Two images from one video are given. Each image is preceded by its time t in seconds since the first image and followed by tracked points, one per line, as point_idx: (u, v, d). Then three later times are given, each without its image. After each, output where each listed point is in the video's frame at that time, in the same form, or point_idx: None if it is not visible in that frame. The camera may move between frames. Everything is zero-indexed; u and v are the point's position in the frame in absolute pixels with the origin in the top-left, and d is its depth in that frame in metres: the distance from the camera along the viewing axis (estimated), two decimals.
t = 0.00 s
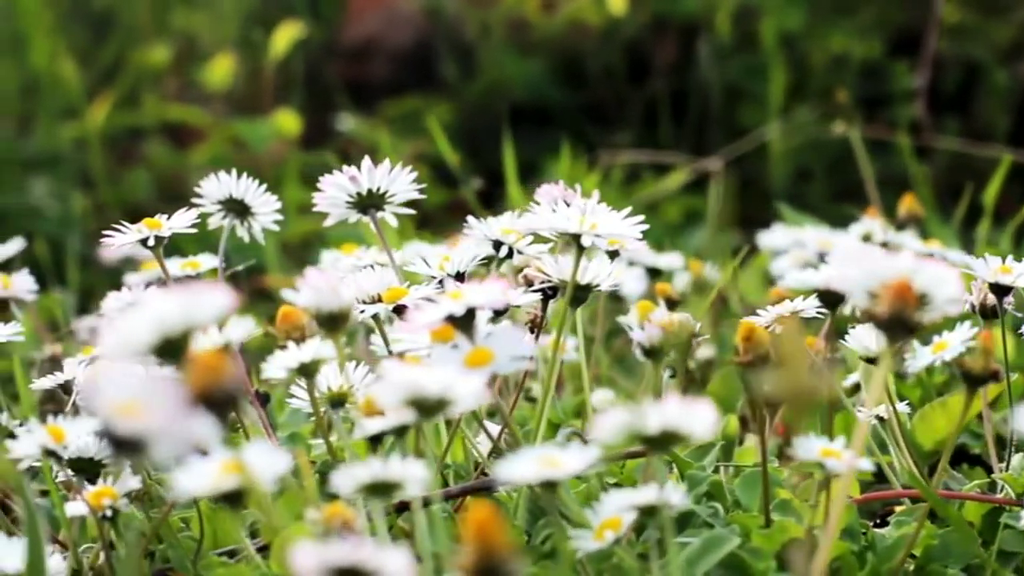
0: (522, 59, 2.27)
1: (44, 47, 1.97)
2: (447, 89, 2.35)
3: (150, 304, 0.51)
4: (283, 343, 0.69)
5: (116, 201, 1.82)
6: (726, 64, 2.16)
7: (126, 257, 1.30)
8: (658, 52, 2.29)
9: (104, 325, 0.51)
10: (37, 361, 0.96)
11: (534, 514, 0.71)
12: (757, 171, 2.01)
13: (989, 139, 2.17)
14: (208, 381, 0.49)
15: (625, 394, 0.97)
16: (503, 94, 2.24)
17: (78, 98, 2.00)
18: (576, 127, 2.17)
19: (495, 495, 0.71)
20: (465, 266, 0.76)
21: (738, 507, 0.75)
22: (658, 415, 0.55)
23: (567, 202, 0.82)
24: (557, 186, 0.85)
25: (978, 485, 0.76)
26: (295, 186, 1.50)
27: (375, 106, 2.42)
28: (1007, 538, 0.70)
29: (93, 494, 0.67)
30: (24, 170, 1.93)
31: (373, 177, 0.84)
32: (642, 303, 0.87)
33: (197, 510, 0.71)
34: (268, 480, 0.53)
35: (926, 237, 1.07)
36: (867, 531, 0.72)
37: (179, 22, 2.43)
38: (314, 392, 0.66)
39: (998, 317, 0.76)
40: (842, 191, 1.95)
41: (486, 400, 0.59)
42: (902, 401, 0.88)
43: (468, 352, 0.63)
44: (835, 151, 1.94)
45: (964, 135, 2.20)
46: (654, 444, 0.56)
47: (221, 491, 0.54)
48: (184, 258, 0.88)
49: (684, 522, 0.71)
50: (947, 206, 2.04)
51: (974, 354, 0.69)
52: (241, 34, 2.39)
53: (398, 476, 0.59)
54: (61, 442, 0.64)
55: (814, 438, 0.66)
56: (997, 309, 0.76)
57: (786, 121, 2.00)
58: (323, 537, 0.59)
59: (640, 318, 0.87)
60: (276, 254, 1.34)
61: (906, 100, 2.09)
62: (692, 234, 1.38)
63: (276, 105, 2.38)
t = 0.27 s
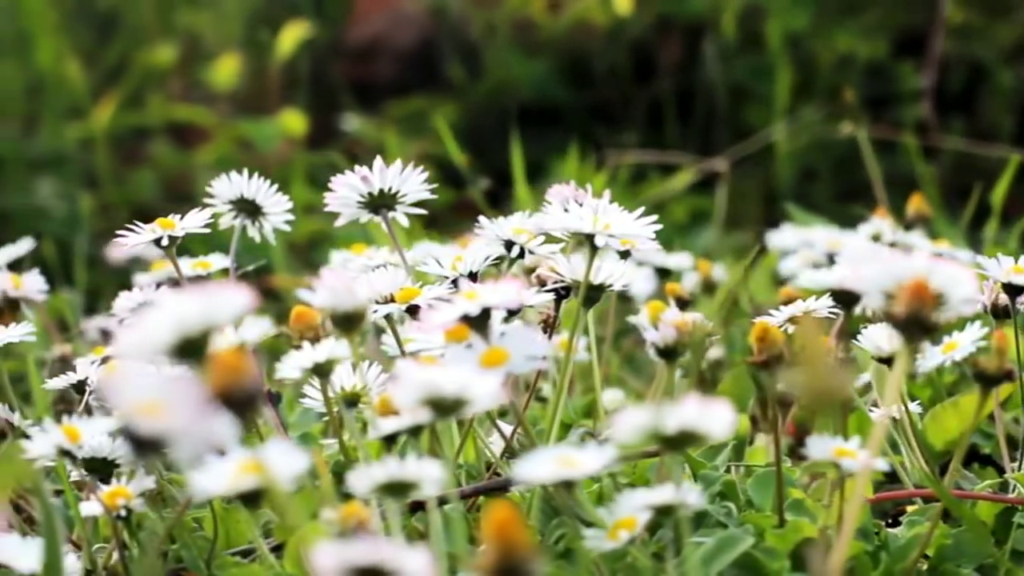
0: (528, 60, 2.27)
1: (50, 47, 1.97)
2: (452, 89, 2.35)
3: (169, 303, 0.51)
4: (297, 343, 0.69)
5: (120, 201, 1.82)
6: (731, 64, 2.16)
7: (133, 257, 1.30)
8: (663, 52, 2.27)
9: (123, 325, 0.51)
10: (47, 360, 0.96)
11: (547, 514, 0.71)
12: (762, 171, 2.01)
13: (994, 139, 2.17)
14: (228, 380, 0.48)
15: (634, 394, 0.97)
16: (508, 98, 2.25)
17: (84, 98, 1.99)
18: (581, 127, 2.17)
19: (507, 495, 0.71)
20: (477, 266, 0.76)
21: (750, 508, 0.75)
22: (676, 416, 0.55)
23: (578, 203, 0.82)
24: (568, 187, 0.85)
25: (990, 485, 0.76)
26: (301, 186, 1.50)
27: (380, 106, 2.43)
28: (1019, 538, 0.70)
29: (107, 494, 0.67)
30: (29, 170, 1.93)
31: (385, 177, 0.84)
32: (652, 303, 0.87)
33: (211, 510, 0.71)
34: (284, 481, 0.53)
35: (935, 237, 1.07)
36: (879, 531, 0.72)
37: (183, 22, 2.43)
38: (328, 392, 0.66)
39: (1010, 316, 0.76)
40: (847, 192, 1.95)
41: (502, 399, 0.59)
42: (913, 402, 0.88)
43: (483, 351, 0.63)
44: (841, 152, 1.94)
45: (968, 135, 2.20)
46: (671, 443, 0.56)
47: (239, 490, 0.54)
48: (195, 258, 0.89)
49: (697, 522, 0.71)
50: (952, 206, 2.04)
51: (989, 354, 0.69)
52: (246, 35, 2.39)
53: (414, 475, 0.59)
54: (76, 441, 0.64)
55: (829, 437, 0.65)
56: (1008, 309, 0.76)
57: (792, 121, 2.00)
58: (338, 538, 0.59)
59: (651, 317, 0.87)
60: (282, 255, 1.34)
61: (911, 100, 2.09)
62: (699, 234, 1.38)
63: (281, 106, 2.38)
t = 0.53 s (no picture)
0: (532, 60, 2.27)
1: (55, 48, 1.97)
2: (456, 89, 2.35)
3: (189, 304, 0.51)
4: (312, 343, 0.69)
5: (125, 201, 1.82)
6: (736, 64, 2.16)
7: (140, 256, 1.30)
8: (668, 51, 2.29)
9: (143, 325, 0.51)
10: (57, 360, 0.96)
11: (561, 514, 0.71)
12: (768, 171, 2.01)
13: (998, 139, 2.17)
14: (249, 380, 0.49)
15: (644, 394, 0.97)
16: (517, 93, 2.26)
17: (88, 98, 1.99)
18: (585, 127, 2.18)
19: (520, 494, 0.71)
20: (489, 266, 0.76)
21: (763, 507, 0.75)
22: (694, 415, 0.56)
23: (589, 203, 0.82)
24: (579, 187, 0.85)
25: (1003, 485, 0.76)
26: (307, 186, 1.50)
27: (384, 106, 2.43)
28: None
29: (121, 494, 0.67)
30: (34, 169, 1.93)
31: (396, 177, 0.84)
32: (663, 303, 0.88)
33: (225, 509, 0.71)
34: (306, 481, 0.53)
35: (943, 237, 1.07)
36: (892, 531, 0.72)
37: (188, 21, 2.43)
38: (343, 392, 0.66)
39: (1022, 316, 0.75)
40: (853, 192, 1.95)
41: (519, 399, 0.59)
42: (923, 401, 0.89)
43: (498, 351, 0.63)
44: (846, 152, 1.94)
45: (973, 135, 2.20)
46: (689, 442, 0.56)
47: (258, 490, 0.54)
48: (206, 257, 0.89)
49: (710, 521, 0.71)
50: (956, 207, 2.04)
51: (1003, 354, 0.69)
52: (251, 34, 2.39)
53: (431, 475, 0.59)
54: (91, 441, 0.65)
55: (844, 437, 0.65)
56: (1021, 308, 0.76)
57: (797, 121, 2.00)
58: (354, 538, 0.59)
59: (662, 317, 0.87)
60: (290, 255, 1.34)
61: (916, 100, 2.09)
62: (705, 234, 1.38)
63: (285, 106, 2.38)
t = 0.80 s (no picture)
0: (538, 60, 2.27)
1: (60, 48, 1.96)
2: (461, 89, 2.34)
3: (210, 303, 0.51)
4: (327, 343, 0.69)
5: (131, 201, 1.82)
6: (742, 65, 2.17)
7: (149, 256, 1.30)
8: (674, 50, 2.29)
9: (164, 324, 0.51)
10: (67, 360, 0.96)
11: (576, 514, 0.71)
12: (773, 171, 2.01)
13: (1003, 139, 2.17)
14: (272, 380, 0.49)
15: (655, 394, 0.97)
16: (522, 94, 2.26)
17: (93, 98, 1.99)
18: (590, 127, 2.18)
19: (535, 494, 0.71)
20: (504, 266, 0.76)
21: (777, 507, 0.75)
22: (713, 415, 0.55)
23: (602, 203, 0.82)
24: (591, 187, 0.86)
25: (1016, 485, 0.76)
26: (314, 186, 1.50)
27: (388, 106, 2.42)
28: None
29: (137, 494, 0.67)
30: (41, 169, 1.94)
31: (409, 177, 0.84)
32: (675, 303, 0.88)
33: (239, 509, 0.71)
34: (326, 480, 0.54)
35: (952, 237, 1.07)
36: (906, 531, 0.72)
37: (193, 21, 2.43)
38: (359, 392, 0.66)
39: None
40: (858, 192, 1.95)
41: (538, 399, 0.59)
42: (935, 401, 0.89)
43: (515, 351, 0.63)
44: (852, 152, 1.94)
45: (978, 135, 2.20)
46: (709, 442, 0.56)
47: (279, 491, 0.54)
48: (218, 257, 0.89)
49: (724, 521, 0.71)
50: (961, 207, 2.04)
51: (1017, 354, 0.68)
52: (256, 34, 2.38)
53: (449, 475, 0.59)
54: (108, 441, 0.64)
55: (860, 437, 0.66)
56: None
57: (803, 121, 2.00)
58: (372, 538, 0.59)
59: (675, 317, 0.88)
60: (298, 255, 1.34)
61: (921, 100, 2.09)
62: (712, 234, 1.38)
63: (289, 106, 2.38)
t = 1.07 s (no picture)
0: (544, 60, 2.27)
1: (66, 47, 1.96)
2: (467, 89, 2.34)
3: (234, 302, 0.51)
4: (342, 343, 0.68)
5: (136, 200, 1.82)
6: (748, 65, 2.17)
7: (157, 256, 1.30)
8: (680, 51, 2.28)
9: (188, 323, 0.51)
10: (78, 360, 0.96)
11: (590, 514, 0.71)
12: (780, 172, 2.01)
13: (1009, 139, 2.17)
14: (296, 379, 0.48)
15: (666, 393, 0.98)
16: (527, 95, 2.26)
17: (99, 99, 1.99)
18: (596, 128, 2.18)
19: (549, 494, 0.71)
20: (518, 266, 0.76)
21: (791, 507, 0.75)
22: (733, 413, 0.55)
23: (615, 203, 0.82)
24: (604, 187, 0.86)
25: None
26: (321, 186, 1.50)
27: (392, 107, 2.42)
28: None
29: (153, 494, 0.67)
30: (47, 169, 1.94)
31: (421, 177, 0.84)
32: (687, 304, 0.88)
33: (254, 508, 0.71)
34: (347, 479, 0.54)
35: (961, 237, 1.07)
36: (921, 531, 0.72)
37: (198, 21, 2.43)
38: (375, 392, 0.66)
39: None
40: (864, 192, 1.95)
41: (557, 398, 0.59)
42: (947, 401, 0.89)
43: (532, 351, 0.63)
44: (859, 152, 1.94)
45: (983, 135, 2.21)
46: (732, 440, 0.56)
47: (299, 491, 0.53)
48: (231, 257, 0.89)
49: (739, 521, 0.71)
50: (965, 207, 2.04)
51: None
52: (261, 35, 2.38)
53: (468, 475, 0.59)
54: (125, 441, 0.64)
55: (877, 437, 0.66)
56: None
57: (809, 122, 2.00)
58: (391, 538, 0.59)
59: (687, 317, 0.88)
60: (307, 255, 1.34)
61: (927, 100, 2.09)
62: (720, 234, 1.39)
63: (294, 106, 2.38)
